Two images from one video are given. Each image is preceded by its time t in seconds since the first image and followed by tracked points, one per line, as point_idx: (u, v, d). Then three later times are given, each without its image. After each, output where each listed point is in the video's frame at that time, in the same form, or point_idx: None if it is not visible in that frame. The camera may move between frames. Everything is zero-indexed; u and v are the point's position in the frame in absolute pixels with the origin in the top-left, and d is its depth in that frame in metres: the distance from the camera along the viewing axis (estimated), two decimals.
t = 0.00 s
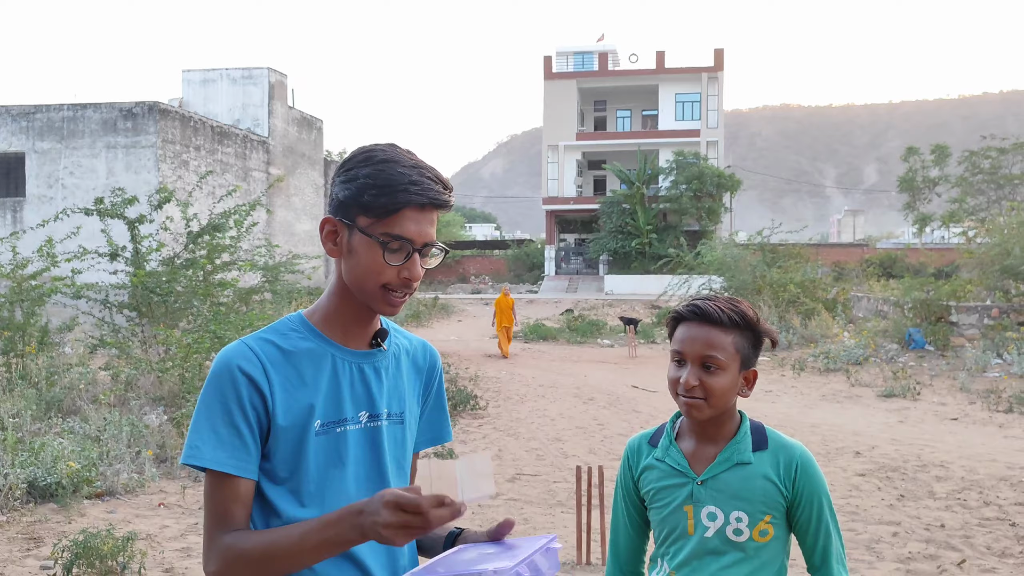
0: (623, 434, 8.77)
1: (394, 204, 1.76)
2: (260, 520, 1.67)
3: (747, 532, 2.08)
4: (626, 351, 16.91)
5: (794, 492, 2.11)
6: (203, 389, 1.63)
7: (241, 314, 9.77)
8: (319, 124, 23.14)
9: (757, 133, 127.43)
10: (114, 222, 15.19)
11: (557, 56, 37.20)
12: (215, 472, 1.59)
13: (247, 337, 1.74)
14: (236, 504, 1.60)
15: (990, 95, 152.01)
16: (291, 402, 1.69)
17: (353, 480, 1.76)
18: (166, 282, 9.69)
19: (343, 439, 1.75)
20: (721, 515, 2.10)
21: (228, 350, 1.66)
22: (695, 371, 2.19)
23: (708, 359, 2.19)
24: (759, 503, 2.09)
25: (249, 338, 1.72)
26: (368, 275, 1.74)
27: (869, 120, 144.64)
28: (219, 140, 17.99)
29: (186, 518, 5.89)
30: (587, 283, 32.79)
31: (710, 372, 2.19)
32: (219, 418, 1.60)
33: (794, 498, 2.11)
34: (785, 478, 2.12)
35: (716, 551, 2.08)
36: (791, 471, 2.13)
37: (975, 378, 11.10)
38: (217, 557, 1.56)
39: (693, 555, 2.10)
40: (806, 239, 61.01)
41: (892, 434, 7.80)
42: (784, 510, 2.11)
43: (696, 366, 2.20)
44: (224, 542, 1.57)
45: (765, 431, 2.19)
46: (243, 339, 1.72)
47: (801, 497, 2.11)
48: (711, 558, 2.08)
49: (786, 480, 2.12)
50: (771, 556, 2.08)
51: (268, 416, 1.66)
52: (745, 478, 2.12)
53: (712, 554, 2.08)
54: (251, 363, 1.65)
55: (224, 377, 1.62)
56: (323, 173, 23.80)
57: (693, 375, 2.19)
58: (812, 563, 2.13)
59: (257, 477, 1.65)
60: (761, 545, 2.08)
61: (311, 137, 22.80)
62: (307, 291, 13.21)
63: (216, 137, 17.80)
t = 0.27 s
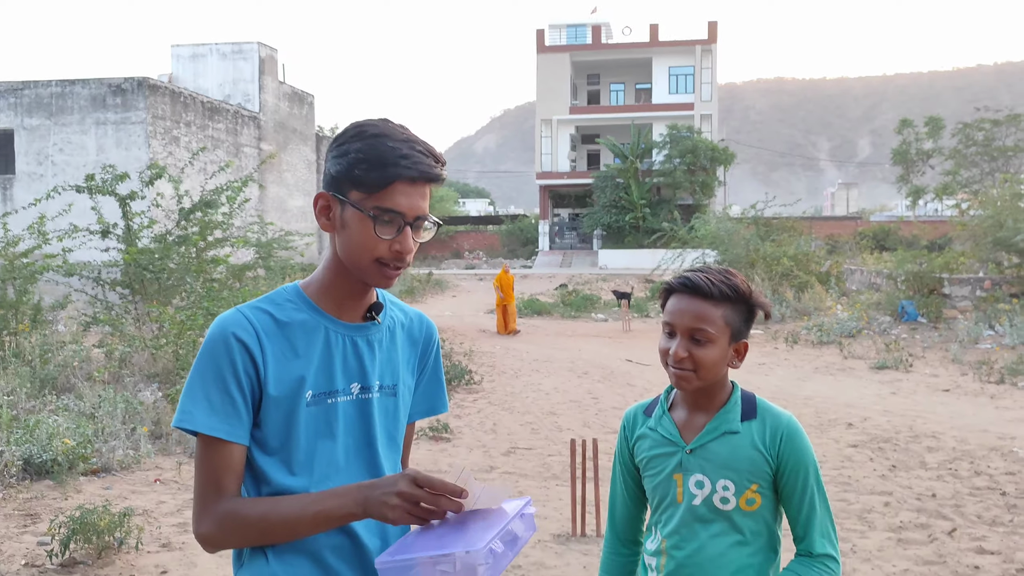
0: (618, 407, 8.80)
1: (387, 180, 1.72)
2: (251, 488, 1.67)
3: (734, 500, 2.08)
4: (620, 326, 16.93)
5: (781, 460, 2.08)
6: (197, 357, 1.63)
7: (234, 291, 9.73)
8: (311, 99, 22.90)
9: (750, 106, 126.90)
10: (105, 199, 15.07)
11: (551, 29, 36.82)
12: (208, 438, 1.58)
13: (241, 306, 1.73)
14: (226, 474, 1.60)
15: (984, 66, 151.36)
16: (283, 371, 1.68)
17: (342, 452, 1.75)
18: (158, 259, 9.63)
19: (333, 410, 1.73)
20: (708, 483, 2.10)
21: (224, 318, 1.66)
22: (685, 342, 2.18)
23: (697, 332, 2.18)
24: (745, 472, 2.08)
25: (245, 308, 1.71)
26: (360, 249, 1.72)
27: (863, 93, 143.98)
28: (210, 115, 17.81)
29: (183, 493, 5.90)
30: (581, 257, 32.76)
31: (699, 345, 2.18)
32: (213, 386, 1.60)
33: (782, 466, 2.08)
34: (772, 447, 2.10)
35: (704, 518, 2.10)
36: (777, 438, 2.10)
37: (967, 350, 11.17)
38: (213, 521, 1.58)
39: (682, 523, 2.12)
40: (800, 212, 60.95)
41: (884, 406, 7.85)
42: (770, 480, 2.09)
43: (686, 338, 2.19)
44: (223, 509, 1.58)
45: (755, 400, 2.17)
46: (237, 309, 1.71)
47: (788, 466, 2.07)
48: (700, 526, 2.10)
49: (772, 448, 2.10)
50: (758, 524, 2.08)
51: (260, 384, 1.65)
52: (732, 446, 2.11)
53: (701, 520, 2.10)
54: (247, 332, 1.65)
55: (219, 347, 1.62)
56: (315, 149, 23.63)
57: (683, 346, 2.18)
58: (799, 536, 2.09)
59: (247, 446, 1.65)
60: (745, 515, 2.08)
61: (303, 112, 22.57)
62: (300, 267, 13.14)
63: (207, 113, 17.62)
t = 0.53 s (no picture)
0: (612, 376, 8.84)
1: (362, 133, 1.73)
2: (251, 447, 1.67)
3: (719, 464, 1.91)
4: (615, 296, 16.95)
5: (769, 423, 1.91)
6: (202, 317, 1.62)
7: (228, 263, 9.69)
8: (302, 69, 22.63)
9: (745, 74, 126.01)
10: (95, 172, 14.93)
11: None
12: (209, 398, 1.58)
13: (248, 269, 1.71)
14: (220, 434, 1.60)
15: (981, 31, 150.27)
16: (287, 335, 1.67)
17: (342, 416, 1.74)
18: (152, 232, 9.56)
19: (336, 375, 1.72)
20: (693, 447, 1.94)
21: (233, 279, 1.65)
22: (669, 308, 2.01)
23: (680, 298, 2.02)
24: (730, 435, 1.91)
25: (253, 270, 1.70)
26: (345, 209, 1.72)
27: (859, 59, 143.00)
28: (200, 86, 17.60)
29: (180, 465, 5.91)
30: (575, 228, 32.71)
31: (683, 311, 2.01)
32: (217, 349, 1.59)
33: (771, 429, 1.91)
34: (758, 410, 1.92)
35: (691, 484, 1.94)
36: (764, 400, 1.92)
37: (960, 316, 11.24)
38: (198, 472, 1.59)
39: (669, 489, 1.97)
40: (795, 181, 60.85)
41: (878, 373, 7.90)
42: (760, 440, 1.91)
43: (670, 304, 2.02)
44: (210, 464, 1.58)
45: (743, 362, 1.99)
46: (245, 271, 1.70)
47: (776, 428, 1.90)
48: (688, 491, 1.94)
49: (758, 411, 1.92)
50: (746, 489, 1.92)
51: (263, 348, 1.64)
52: (716, 409, 1.93)
53: (687, 486, 1.94)
54: (255, 294, 1.64)
55: (225, 308, 1.60)
56: (307, 120, 23.41)
57: (667, 312, 2.02)
58: (821, 485, 1.86)
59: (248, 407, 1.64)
60: (733, 478, 1.91)
61: (294, 83, 22.32)
62: (294, 239, 13.08)
63: (197, 84, 17.41)
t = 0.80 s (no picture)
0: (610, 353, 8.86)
1: (366, 107, 1.79)
2: (260, 416, 1.68)
3: (717, 435, 1.92)
4: (614, 273, 16.94)
5: (768, 394, 1.92)
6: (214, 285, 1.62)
7: (226, 242, 9.66)
8: (297, 47, 22.43)
9: (743, 49, 125.06)
10: (91, 151, 14.84)
11: None
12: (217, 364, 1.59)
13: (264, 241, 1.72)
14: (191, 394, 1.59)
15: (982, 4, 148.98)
16: (295, 307, 1.67)
17: (349, 392, 1.73)
18: (148, 212, 9.54)
19: (346, 351, 1.72)
20: (693, 420, 1.94)
21: (250, 249, 1.65)
22: (672, 283, 2.00)
23: (682, 271, 2.00)
24: (728, 407, 1.91)
25: (271, 242, 1.70)
26: (354, 183, 1.76)
27: (858, 33, 141.98)
28: (194, 65, 17.44)
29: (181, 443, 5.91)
30: (573, 205, 32.62)
31: (686, 285, 2.00)
32: (233, 318, 1.59)
33: (771, 400, 1.91)
34: (757, 383, 1.92)
35: (691, 456, 1.95)
36: (762, 373, 1.92)
37: (958, 290, 11.27)
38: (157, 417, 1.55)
39: (668, 459, 1.98)
40: (793, 156, 60.56)
41: (875, 347, 7.93)
42: (759, 410, 1.92)
43: (673, 279, 2.01)
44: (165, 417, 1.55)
45: (740, 334, 1.99)
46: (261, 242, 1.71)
47: (776, 399, 1.91)
48: (686, 464, 1.95)
49: (757, 382, 1.92)
50: (745, 459, 1.93)
51: (270, 319, 1.65)
52: (714, 382, 1.93)
53: (686, 459, 1.95)
54: (272, 265, 1.64)
55: (241, 277, 1.61)
56: (303, 98, 23.24)
57: (669, 287, 2.00)
58: (830, 446, 1.87)
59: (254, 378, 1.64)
60: (732, 449, 1.92)
61: (289, 61, 22.11)
62: (292, 219, 13.05)
63: (191, 62, 17.25)
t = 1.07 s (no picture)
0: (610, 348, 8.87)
1: (379, 102, 1.79)
2: (269, 411, 1.68)
3: (721, 433, 1.92)
4: (613, 269, 16.94)
5: (771, 391, 1.92)
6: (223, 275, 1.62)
7: (225, 239, 9.66)
8: (296, 44, 22.38)
9: (742, 43, 124.87)
10: (90, 148, 14.83)
11: None
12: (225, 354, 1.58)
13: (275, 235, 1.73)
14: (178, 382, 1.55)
15: None
16: (302, 301, 1.67)
17: (358, 387, 1.73)
18: (148, 209, 9.53)
19: (354, 346, 1.72)
20: (696, 417, 1.94)
21: (260, 240, 1.66)
22: (682, 279, 2.00)
23: (692, 267, 2.00)
24: (732, 403, 1.92)
25: (281, 235, 1.71)
26: (367, 178, 1.76)
27: (856, 27, 141.75)
28: (193, 62, 17.41)
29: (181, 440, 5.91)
30: (573, 201, 32.60)
31: (696, 281, 2.01)
32: (243, 309, 1.60)
33: (775, 397, 1.92)
34: (760, 380, 1.93)
35: (693, 453, 1.95)
36: (765, 370, 1.93)
37: (957, 285, 11.28)
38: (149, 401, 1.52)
39: (670, 456, 1.98)
40: (793, 151, 60.50)
41: (875, 342, 7.94)
42: (762, 407, 1.93)
43: (683, 276, 2.00)
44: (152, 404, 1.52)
45: (742, 331, 1.99)
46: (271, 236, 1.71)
47: (780, 396, 1.91)
48: (688, 461, 1.95)
49: (759, 380, 1.93)
50: (749, 455, 1.94)
51: (280, 313, 1.65)
52: (718, 379, 1.94)
53: (688, 456, 1.95)
54: (283, 257, 1.65)
55: (250, 268, 1.61)
56: (302, 95, 23.20)
57: (679, 283, 1.99)
58: (826, 449, 1.88)
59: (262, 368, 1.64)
60: (734, 446, 1.93)
61: (288, 57, 22.06)
62: (291, 216, 13.04)
63: (190, 59, 17.21)
